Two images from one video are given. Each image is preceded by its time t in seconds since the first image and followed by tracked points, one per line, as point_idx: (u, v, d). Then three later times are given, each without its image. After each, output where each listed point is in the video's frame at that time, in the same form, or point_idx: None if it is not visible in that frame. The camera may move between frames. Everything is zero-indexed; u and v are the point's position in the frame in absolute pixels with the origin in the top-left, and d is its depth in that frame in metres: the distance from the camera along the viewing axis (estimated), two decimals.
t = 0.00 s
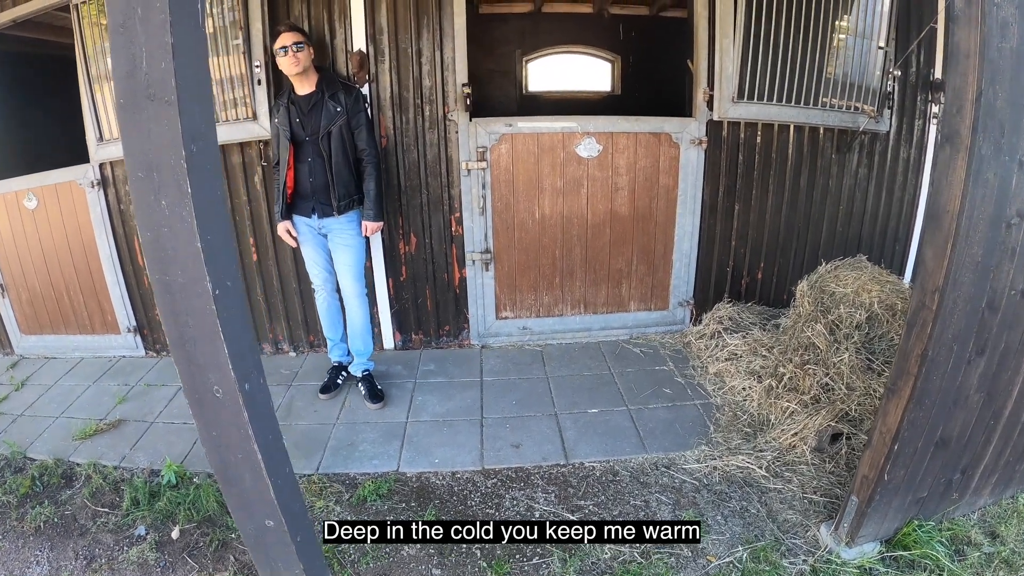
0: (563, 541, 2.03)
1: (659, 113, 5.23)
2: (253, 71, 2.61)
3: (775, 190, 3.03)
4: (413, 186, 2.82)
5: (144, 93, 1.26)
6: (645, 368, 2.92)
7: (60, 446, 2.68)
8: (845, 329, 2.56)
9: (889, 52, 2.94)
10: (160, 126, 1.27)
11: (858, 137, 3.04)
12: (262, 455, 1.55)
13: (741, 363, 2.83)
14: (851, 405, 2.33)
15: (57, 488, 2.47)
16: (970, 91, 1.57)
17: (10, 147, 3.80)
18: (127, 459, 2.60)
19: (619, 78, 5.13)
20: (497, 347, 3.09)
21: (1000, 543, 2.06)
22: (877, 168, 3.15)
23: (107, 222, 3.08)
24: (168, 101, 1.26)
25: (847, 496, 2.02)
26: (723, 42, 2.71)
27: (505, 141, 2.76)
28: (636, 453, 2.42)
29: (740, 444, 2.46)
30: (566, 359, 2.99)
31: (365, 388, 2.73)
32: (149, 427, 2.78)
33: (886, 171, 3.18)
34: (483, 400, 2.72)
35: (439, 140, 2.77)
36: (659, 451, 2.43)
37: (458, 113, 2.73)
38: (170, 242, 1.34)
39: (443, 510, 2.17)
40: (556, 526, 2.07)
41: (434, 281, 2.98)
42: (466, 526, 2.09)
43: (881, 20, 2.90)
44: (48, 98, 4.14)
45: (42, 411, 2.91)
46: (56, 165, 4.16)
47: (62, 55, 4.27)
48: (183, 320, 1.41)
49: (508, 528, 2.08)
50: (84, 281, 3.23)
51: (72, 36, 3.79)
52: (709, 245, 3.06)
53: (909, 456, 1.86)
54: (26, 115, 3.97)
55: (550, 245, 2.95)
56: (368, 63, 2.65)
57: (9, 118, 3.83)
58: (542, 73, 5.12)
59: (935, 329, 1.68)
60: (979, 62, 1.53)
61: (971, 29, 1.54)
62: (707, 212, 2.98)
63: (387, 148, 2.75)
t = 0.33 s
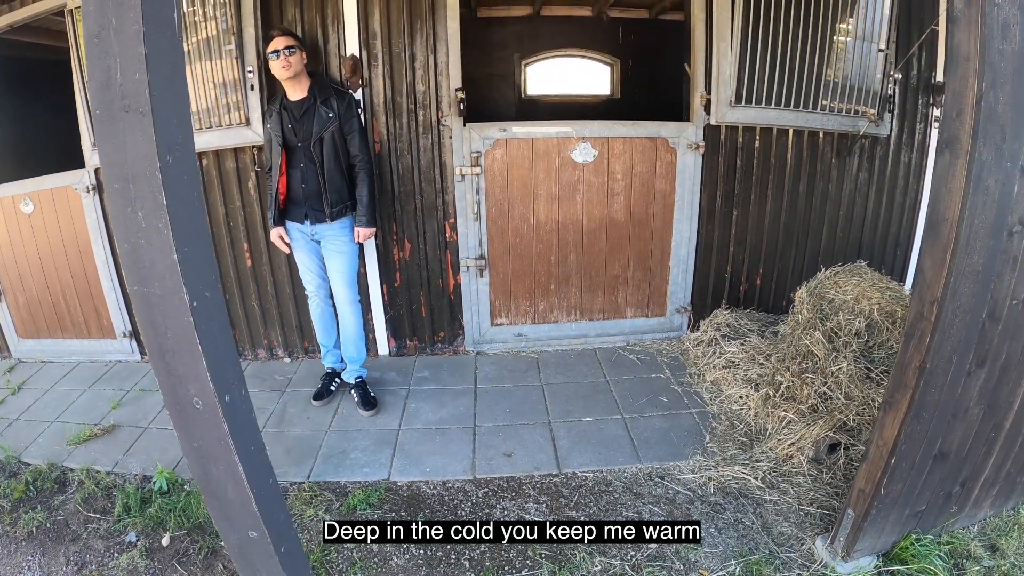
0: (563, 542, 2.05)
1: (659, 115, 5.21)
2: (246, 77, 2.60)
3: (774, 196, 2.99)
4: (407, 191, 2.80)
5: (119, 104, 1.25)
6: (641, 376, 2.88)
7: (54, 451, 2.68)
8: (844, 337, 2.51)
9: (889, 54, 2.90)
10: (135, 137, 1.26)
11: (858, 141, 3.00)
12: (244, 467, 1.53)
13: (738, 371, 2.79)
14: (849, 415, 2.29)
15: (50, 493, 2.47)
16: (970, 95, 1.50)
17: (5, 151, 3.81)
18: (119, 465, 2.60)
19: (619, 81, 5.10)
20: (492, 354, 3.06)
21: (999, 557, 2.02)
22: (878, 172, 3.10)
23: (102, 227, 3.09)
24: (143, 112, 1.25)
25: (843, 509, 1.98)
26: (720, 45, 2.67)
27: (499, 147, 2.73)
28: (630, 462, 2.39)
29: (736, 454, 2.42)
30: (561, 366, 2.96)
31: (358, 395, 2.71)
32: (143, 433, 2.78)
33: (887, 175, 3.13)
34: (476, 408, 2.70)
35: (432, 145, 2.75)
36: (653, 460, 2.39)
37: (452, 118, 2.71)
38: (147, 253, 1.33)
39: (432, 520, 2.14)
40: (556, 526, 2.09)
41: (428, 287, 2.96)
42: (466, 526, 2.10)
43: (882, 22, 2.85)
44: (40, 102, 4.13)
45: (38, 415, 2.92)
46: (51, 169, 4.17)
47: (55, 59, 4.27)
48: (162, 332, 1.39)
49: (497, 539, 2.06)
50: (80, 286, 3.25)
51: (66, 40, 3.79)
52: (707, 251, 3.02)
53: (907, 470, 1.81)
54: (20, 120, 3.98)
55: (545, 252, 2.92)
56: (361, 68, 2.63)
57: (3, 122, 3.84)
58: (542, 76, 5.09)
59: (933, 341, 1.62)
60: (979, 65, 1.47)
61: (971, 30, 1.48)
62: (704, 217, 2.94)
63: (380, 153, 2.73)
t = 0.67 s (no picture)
0: (562, 541, 2.04)
1: (660, 117, 5.24)
2: (248, 77, 2.62)
3: (774, 196, 2.99)
4: (408, 191, 2.81)
5: (121, 100, 1.27)
6: (641, 376, 2.88)
7: (55, 449, 2.70)
8: (844, 337, 2.51)
9: (889, 54, 2.90)
10: (136, 133, 1.27)
11: (859, 141, 3.00)
12: (242, 462, 1.54)
13: (738, 371, 2.79)
14: (849, 415, 2.29)
15: (51, 490, 2.48)
16: (967, 91, 1.51)
17: (7, 152, 3.84)
18: (120, 462, 2.61)
19: (620, 83, 5.12)
20: (492, 354, 3.07)
21: (1000, 556, 2.01)
22: (879, 172, 3.11)
23: (104, 227, 3.11)
24: (144, 108, 1.26)
25: (843, 508, 1.97)
26: (720, 45, 2.68)
27: (500, 147, 2.74)
28: (629, 462, 2.39)
29: (735, 454, 2.42)
30: (562, 367, 2.96)
31: (359, 394, 2.72)
32: (144, 431, 2.80)
33: (888, 176, 3.13)
34: (476, 407, 2.70)
35: (433, 146, 2.77)
36: (652, 460, 2.39)
37: (453, 118, 2.73)
38: (147, 248, 1.34)
39: (431, 519, 2.14)
40: (556, 526, 2.08)
41: (429, 287, 2.97)
42: (466, 526, 2.10)
43: (883, 22, 2.85)
44: (43, 104, 4.17)
45: (40, 413, 2.94)
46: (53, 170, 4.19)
47: (58, 60, 4.30)
48: (162, 327, 1.40)
49: (496, 537, 2.06)
50: (83, 285, 3.27)
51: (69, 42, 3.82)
52: (708, 251, 3.02)
53: (907, 469, 1.80)
54: (22, 121, 4.01)
55: (546, 252, 2.92)
56: (362, 68, 2.65)
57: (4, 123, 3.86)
58: (543, 79, 5.12)
59: (931, 339, 1.62)
60: (976, 61, 1.48)
61: (968, 26, 1.48)
62: (705, 218, 2.95)
63: (381, 154, 2.75)
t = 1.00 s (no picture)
0: (562, 541, 2.06)
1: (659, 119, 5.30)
2: (253, 83, 2.71)
3: (769, 198, 3.04)
4: (409, 194, 2.88)
5: (134, 108, 1.34)
6: (637, 375, 2.93)
7: (63, 445, 2.77)
8: (835, 336, 2.56)
9: (882, 58, 2.95)
10: (149, 138, 1.35)
11: (852, 144, 3.04)
12: (247, 452, 1.61)
13: (732, 370, 2.83)
14: (840, 412, 2.32)
15: (59, 485, 2.55)
16: (944, 94, 1.56)
17: (16, 156, 3.94)
18: (126, 458, 2.68)
19: (619, 87, 5.20)
20: (491, 353, 3.12)
21: (989, 551, 2.04)
22: (873, 174, 3.15)
23: (111, 228, 3.21)
24: (156, 115, 1.34)
25: (831, 502, 2.01)
26: (713, 51, 2.74)
27: (499, 150, 2.81)
28: (624, 458, 2.44)
29: (728, 450, 2.46)
30: (559, 366, 3.01)
31: (360, 392, 2.78)
32: (150, 428, 2.87)
33: (881, 177, 3.17)
34: (474, 405, 2.76)
35: (434, 150, 2.84)
36: (647, 456, 2.44)
37: (452, 122, 2.80)
38: (159, 247, 1.41)
39: (430, 512, 2.20)
40: (556, 526, 2.10)
41: (429, 288, 3.03)
42: (466, 526, 2.13)
43: (876, 27, 2.91)
44: (50, 109, 4.27)
45: (47, 411, 3.02)
46: (61, 173, 4.30)
47: (66, 65, 4.41)
48: (171, 322, 1.47)
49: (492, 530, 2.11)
50: (90, 285, 3.36)
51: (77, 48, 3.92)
52: (703, 253, 3.07)
53: (892, 463, 1.84)
54: (32, 125, 4.11)
55: (544, 253, 2.98)
56: (364, 74, 2.73)
57: (13, 127, 3.97)
58: (543, 83, 5.19)
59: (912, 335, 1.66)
60: (952, 65, 1.53)
61: (944, 32, 1.53)
62: (700, 220, 3.00)
63: (383, 157, 2.83)
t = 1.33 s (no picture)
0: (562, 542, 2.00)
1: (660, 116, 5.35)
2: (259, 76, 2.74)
3: (769, 191, 3.06)
4: (413, 186, 2.91)
5: (149, 86, 1.37)
6: (640, 366, 2.94)
7: (67, 436, 2.77)
8: (837, 325, 2.58)
9: (881, 53, 2.99)
10: (162, 116, 1.37)
11: (852, 137, 3.08)
12: (253, 429, 1.63)
13: (734, 360, 2.84)
14: (842, 399, 2.34)
15: (62, 474, 2.55)
16: (939, 76, 1.58)
17: (21, 152, 3.97)
18: (130, 448, 2.69)
19: (620, 85, 5.25)
20: (494, 345, 3.14)
21: (992, 536, 2.04)
22: (872, 168, 3.18)
23: (116, 221, 3.23)
24: (170, 92, 1.36)
25: (835, 486, 2.02)
26: (714, 44, 2.78)
27: (502, 143, 2.84)
28: (627, 446, 2.45)
29: (731, 438, 2.47)
30: (562, 357, 3.03)
31: (364, 382, 2.79)
32: (153, 419, 2.88)
33: (881, 171, 3.20)
34: (478, 395, 2.77)
35: (438, 142, 2.87)
36: (650, 444, 2.44)
37: (456, 115, 2.83)
38: (170, 222, 1.43)
39: (434, 498, 2.21)
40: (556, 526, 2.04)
41: (433, 280, 3.05)
42: (466, 526, 2.07)
43: (874, 22, 2.95)
44: (54, 106, 4.30)
45: (51, 403, 3.03)
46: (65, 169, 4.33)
47: (71, 62, 4.45)
48: (180, 296, 1.49)
49: (496, 516, 2.12)
50: (94, 278, 3.38)
51: (80, 44, 3.96)
52: (705, 245, 3.09)
53: (895, 445, 1.85)
54: (35, 121, 4.14)
55: (546, 245, 3.01)
56: (369, 67, 2.76)
57: (18, 124, 4.00)
58: (545, 81, 5.23)
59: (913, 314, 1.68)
60: (947, 47, 1.55)
61: (938, 15, 1.56)
62: (701, 213, 3.02)
63: (387, 150, 2.85)
